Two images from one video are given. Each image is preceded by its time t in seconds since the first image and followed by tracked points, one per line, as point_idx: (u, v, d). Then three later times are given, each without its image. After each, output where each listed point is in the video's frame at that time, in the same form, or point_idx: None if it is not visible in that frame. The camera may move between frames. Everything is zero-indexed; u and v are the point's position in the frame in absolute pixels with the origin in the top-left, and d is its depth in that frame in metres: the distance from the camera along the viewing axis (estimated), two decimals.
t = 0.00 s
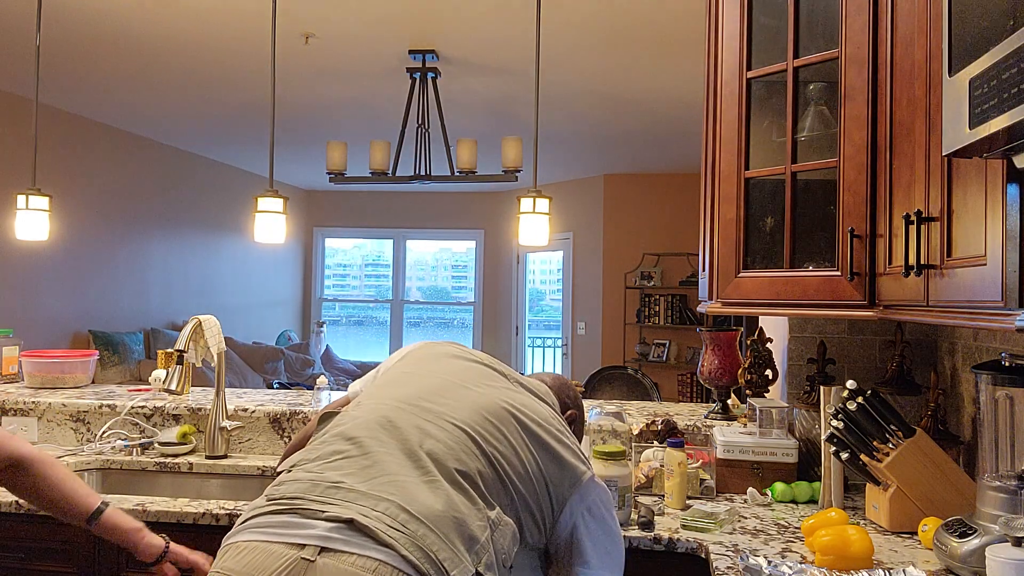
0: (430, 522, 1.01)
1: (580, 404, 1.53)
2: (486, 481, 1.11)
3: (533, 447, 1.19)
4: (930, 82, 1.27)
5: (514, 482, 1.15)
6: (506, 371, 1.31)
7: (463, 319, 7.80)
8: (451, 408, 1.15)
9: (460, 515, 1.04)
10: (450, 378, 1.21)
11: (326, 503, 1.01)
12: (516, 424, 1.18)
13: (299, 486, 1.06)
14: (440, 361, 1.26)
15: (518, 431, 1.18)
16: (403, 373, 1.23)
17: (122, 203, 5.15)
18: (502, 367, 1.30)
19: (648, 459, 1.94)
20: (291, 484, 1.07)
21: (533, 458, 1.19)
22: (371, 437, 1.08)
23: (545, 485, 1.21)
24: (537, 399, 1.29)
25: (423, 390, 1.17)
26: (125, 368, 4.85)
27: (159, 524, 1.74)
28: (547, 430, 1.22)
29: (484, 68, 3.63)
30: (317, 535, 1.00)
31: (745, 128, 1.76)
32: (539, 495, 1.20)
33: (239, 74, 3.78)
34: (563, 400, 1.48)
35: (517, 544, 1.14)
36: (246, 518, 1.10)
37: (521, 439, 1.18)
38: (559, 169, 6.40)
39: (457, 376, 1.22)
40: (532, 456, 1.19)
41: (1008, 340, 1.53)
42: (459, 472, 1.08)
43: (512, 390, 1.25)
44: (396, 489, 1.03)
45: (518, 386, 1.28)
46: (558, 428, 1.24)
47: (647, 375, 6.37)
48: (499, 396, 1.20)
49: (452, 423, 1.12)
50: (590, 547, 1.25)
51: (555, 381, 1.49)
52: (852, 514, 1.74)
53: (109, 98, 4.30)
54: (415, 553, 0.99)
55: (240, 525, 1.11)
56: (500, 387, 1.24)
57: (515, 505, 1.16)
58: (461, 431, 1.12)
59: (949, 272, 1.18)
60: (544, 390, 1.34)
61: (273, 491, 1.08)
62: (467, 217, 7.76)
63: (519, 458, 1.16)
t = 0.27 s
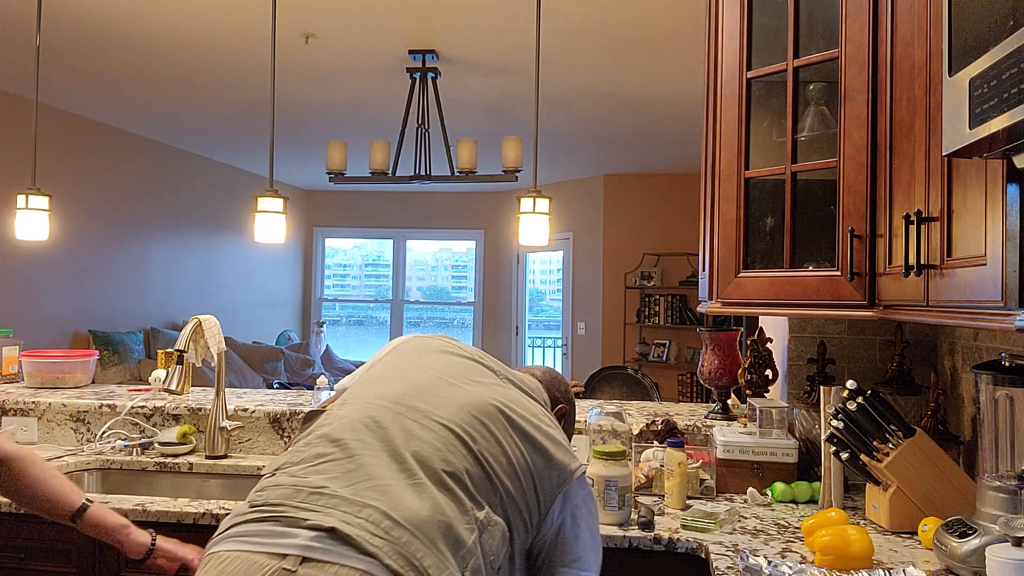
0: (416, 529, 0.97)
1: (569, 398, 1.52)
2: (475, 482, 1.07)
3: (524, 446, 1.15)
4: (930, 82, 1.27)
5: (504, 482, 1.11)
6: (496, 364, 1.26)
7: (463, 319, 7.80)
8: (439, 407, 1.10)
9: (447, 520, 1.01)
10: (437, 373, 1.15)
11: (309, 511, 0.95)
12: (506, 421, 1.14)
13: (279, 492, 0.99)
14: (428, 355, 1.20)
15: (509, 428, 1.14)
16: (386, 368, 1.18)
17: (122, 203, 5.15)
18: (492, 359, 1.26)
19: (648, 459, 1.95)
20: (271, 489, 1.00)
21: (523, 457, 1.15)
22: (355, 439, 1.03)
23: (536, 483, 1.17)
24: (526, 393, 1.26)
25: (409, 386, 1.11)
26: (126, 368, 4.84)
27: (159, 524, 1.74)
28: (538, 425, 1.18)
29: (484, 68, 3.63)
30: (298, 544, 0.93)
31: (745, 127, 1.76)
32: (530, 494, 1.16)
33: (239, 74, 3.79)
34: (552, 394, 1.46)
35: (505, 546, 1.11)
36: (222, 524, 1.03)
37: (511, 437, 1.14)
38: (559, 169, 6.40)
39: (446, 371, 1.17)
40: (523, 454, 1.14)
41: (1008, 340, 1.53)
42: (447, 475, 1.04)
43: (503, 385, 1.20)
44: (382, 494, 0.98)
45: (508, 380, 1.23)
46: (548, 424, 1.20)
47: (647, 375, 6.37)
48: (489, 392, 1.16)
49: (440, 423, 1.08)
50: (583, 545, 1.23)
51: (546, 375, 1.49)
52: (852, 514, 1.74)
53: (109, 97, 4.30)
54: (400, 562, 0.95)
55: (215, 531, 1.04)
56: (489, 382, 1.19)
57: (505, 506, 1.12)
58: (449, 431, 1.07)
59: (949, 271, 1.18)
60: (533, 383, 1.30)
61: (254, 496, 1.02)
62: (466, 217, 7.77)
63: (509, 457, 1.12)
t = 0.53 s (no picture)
0: (390, 538, 0.96)
1: (565, 400, 1.53)
2: (454, 488, 1.06)
3: (506, 452, 1.14)
4: (930, 82, 1.27)
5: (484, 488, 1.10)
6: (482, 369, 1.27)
7: (463, 319, 7.80)
8: (419, 412, 1.10)
9: (423, 528, 0.99)
10: (420, 378, 1.16)
11: (281, 519, 0.94)
12: (487, 426, 1.14)
13: (253, 499, 0.98)
14: (413, 359, 1.21)
15: (490, 434, 1.14)
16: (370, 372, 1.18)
17: (122, 203, 5.15)
18: (477, 364, 1.26)
19: (648, 459, 1.95)
20: (246, 496, 0.99)
21: (506, 463, 1.14)
22: (333, 445, 1.02)
23: (518, 489, 1.16)
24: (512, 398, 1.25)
25: (391, 391, 1.11)
26: (126, 368, 4.84)
27: (159, 524, 1.74)
28: (520, 431, 1.18)
29: (484, 68, 3.63)
30: (268, 554, 0.92)
31: (745, 127, 1.76)
32: (512, 500, 1.15)
33: (239, 73, 3.79)
34: (546, 396, 1.47)
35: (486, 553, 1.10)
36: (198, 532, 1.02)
37: (492, 443, 1.13)
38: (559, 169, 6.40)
39: (429, 376, 1.17)
40: (504, 459, 1.14)
41: (1008, 340, 1.53)
42: (424, 481, 1.03)
43: (487, 390, 1.20)
44: (356, 502, 0.97)
45: (493, 385, 1.23)
46: (532, 429, 1.20)
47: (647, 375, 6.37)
48: (471, 398, 1.16)
49: (419, 429, 1.07)
50: (571, 552, 1.20)
51: (539, 376, 1.48)
52: (852, 514, 1.74)
53: (108, 97, 4.30)
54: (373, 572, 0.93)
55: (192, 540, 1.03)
56: (473, 386, 1.19)
57: (486, 512, 1.11)
58: (428, 437, 1.07)
59: (949, 271, 1.18)
60: (518, 389, 1.30)
61: (229, 504, 1.01)
62: (466, 217, 7.77)
63: (490, 462, 1.12)
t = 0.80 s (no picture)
0: (387, 536, 0.94)
1: (562, 395, 1.52)
2: (451, 486, 1.04)
3: (504, 449, 1.13)
4: (930, 82, 1.27)
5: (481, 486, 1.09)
6: (479, 369, 1.25)
7: (463, 319, 7.80)
8: (415, 411, 1.08)
9: (420, 526, 0.97)
10: (415, 377, 1.14)
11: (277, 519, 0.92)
12: (482, 424, 1.13)
13: (249, 499, 0.96)
14: (410, 359, 1.19)
15: (486, 433, 1.12)
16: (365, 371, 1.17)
17: (122, 203, 5.15)
18: (473, 364, 1.25)
19: (648, 459, 1.95)
20: (243, 496, 0.97)
21: (504, 460, 1.13)
22: (328, 445, 1.00)
23: (516, 487, 1.14)
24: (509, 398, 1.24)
25: (386, 391, 1.10)
26: (126, 368, 4.84)
27: (159, 524, 1.74)
28: (517, 431, 1.17)
29: (483, 68, 3.63)
30: (265, 555, 0.90)
31: (745, 127, 1.76)
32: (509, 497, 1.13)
33: (239, 74, 3.79)
34: (545, 392, 1.47)
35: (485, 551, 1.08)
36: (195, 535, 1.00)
37: (489, 441, 1.12)
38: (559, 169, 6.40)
39: (425, 375, 1.16)
40: (500, 458, 1.12)
41: (1008, 340, 1.53)
42: (421, 479, 1.01)
43: (483, 389, 1.19)
44: (352, 500, 0.95)
45: (489, 384, 1.22)
46: (528, 428, 1.19)
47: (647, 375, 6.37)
48: (466, 397, 1.14)
49: (415, 427, 1.06)
50: (572, 547, 1.19)
51: (537, 372, 1.48)
52: (852, 514, 1.74)
53: (108, 97, 4.30)
54: (370, 570, 0.91)
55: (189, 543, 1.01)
56: (468, 385, 1.18)
57: (484, 511, 1.09)
58: (424, 435, 1.05)
59: (949, 271, 1.18)
60: (515, 388, 1.29)
61: (225, 505, 0.99)
62: (466, 217, 7.77)
63: (486, 461, 1.10)
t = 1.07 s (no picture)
0: (397, 532, 0.95)
1: (568, 402, 1.53)
2: (459, 485, 1.06)
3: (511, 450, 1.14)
4: (931, 82, 1.27)
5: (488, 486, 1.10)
6: (487, 372, 1.27)
7: (463, 319, 7.80)
8: (424, 411, 1.09)
9: (429, 524, 0.99)
10: (425, 378, 1.16)
11: (290, 513, 0.94)
12: (490, 424, 1.14)
13: (262, 495, 0.98)
14: (419, 361, 1.21)
15: (494, 434, 1.14)
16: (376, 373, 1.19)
17: (121, 203, 5.14)
18: (482, 367, 1.26)
19: (648, 459, 1.95)
20: (256, 492, 0.99)
21: (510, 462, 1.14)
22: (340, 443, 1.02)
23: (523, 488, 1.15)
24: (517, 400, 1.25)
25: (396, 392, 1.11)
26: (125, 368, 4.84)
27: (159, 524, 1.74)
28: (524, 433, 1.18)
29: (483, 68, 3.63)
30: (278, 549, 0.92)
31: (745, 127, 1.76)
32: (515, 498, 1.14)
33: (239, 73, 3.79)
34: (549, 399, 1.47)
35: (492, 551, 1.09)
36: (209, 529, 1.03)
37: (497, 442, 1.13)
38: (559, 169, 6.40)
39: (434, 376, 1.17)
40: (507, 459, 1.14)
41: (1008, 340, 1.53)
42: (430, 478, 1.02)
43: (491, 392, 1.20)
44: (363, 497, 0.96)
45: (497, 387, 1.23)
46: (535, 430, 1.20)
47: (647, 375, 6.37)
48: (474, 399, 1.16)
49: (424, 427, 1.07)
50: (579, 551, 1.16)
51: (542, 381, 1.49)
52: (852, 514, 1.74)
53: (108, 97, 4.30)
54: (380, 565, 0.93)
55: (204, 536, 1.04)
56: (477, 387, 1.19)
57: (491, 511, 1.10)
58: (433, 434, 1.07)
59: (949, 271, 1.18)
60: (522, 391, 1.30)
61: (238, 499, 1.01)
62: (467, 217, 7.77)
63: (493, 461, 1.11)
